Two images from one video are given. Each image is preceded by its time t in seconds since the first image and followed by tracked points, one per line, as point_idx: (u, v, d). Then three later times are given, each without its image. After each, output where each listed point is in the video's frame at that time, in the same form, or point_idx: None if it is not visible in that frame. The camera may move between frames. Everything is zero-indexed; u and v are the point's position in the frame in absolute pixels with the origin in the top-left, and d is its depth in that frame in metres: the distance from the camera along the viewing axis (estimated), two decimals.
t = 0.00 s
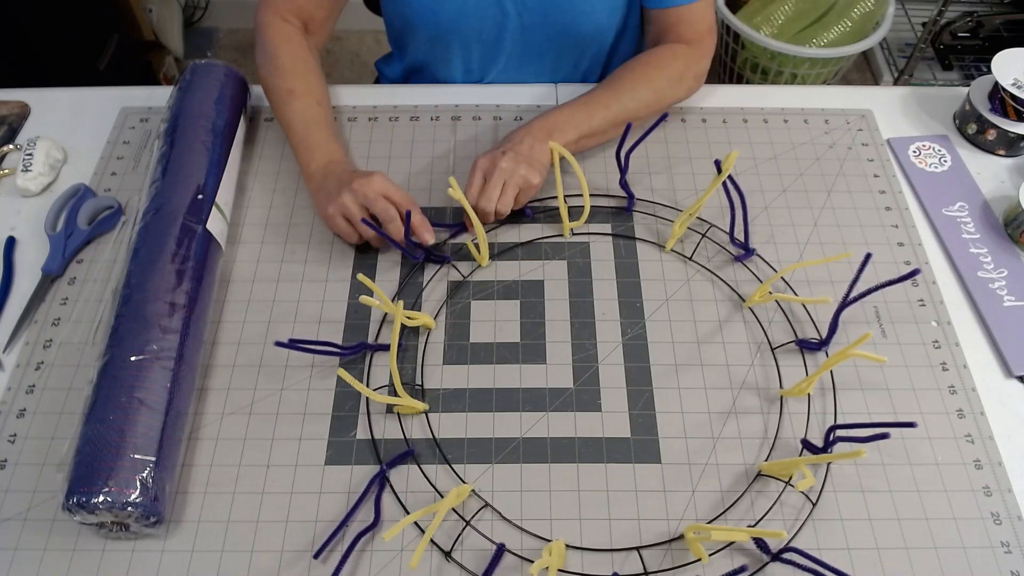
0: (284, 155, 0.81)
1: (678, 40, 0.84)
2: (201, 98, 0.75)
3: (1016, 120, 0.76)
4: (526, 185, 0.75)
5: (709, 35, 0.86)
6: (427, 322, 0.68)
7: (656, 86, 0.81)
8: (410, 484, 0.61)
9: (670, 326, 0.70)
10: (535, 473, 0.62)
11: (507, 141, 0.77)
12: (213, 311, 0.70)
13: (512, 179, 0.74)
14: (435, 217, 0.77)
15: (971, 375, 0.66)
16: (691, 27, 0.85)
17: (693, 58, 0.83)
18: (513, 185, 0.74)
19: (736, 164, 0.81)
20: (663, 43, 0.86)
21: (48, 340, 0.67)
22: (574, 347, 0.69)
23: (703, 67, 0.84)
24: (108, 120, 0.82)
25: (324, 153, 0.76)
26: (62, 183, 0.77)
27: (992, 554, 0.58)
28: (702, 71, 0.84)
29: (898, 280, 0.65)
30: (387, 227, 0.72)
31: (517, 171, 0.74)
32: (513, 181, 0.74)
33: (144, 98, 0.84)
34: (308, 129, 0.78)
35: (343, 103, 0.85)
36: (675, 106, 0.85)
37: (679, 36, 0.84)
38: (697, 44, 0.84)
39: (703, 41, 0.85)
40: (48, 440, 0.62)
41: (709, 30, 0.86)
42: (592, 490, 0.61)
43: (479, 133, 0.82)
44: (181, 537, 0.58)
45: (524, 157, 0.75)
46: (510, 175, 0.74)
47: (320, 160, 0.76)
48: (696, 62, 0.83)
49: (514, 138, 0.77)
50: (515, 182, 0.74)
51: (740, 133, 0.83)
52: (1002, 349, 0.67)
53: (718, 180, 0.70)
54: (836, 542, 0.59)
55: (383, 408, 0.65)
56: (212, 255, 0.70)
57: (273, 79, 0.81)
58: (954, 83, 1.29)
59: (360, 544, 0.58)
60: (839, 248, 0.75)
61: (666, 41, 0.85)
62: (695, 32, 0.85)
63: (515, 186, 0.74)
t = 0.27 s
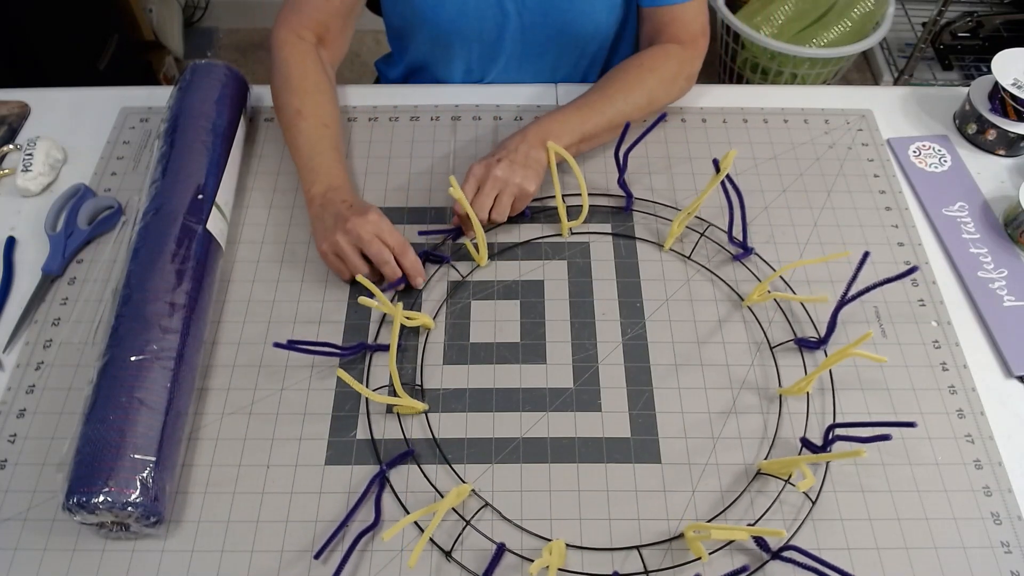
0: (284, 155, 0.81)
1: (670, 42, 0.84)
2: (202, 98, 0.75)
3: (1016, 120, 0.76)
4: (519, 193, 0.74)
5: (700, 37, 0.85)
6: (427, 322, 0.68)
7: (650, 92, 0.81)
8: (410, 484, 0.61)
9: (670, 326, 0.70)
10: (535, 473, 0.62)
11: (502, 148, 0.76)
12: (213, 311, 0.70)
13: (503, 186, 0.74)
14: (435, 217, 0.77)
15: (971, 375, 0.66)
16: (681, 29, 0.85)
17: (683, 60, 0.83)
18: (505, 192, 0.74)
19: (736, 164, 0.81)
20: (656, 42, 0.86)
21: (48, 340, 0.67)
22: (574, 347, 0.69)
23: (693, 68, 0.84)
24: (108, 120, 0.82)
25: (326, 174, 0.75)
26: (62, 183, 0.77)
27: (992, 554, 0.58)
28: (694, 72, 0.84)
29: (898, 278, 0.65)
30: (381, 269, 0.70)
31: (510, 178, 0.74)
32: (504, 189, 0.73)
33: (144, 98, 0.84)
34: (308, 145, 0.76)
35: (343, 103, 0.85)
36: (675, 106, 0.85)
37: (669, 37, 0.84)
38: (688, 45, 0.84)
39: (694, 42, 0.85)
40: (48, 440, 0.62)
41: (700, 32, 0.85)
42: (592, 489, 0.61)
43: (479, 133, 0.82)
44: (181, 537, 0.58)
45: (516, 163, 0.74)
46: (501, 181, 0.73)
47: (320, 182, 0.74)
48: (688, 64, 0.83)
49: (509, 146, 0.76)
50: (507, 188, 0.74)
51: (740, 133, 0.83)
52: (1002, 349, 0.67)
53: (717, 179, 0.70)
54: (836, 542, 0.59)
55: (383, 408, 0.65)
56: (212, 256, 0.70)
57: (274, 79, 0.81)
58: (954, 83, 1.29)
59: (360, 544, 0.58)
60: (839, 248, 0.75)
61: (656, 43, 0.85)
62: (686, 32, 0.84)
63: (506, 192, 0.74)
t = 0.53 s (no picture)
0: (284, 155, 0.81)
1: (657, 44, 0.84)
2: (201, 98, 0.75)
3: (1016, 120, 0.76)
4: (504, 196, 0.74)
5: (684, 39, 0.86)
6: (427, 322, 0.68)
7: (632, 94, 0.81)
8: (410, 484, 0.61)
9: (670, 326, 0.70)
10: (535, 473, 0.62)
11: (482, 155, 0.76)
12: (213, 311, 0.70)
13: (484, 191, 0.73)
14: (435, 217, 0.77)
15: (971, 375, 0.66)
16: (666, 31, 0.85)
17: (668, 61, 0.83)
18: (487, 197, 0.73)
19: (736, 164, 0.81)
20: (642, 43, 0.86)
21: (48, 340, 0.67)
22: (574, 347, 0.69)
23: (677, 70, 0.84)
24: (108, 120, 0.82)
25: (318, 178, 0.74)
26: (62, 183, 0.77)
27: (992, 554, 0.58)
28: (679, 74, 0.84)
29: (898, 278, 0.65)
30: (377, 276, 0.70)
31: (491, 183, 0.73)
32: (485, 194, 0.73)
33: (144, 98, 0.84)
34: (302, 147, 0.76)
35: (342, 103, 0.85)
36: (675, 106, 0.85)
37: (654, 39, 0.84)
38: (671, 47, 0.84)
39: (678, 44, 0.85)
40: (48, 440, 0.62)
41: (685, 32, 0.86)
42: (592, 489, 0.61)
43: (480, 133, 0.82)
44: (181, 537, 0.58)
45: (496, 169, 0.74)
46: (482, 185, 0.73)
47: (316, 184, 0.74)
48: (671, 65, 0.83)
49: (488, 153, 0.76)
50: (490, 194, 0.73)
51: (740, 132, 0.83)
52: (1002, 349, 0.67)
53: (717, 179, 0.70)
54: (836, 542, 0.59)
55: (383, 408, 0.65)
56: (212, 255, 0.70)
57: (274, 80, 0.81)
58: (954, 83, 1.29)
59: (360, 544, 0.58)
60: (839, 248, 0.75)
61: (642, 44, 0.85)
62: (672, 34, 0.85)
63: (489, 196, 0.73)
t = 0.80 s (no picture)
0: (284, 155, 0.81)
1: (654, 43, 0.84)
2: (202, 98, 0.75)
3: (1016, 120, 0.76)
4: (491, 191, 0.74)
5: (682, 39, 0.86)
6: (427, 322, 0.68)
7: (624, 93, 0.81)
8: (410, 484, 0.61)
9: (670, 326, 0.70)
10: (535, 473, 0.62)
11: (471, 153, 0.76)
12: (213, 311, 0.70)
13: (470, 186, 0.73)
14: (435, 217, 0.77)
15: (971, 375, 0.66)
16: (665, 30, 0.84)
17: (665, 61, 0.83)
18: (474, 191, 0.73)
19: (736, 164, 0.81)
20: (639, 42, 0.86)
21: (48, 340, 0.67)
22: (574, 347, 0.69)
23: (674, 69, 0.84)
24: (108, 120, 0.82)
25: (316, 177, 0.75)
26: (62, 183, 0.77)
27: (992, 554, 0.58)
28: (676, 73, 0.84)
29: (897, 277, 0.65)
30: (374, 279, 0.70)
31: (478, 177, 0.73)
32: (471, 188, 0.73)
33: (144, 98, 0.84)
34: (300, 149, 0.76)
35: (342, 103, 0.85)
36: (674, 106, 0.85)
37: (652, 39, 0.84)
38: (670, 47, 0.84)
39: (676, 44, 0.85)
40: (48, 440, 0.62)
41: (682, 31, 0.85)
42: (592, 489, 0.61)
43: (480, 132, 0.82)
44: (181, 537, 0.58)
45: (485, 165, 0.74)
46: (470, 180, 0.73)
47: (315, 183, 0.74)
48: (667, 66, 0.82)
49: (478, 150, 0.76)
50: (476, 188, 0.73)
51: (740, 132, 0.83)
52: (1002, 349, 0.67)
53: (717, 179, 0.70)
54: (836, 542, 0.59)
55: (383, 408, 0.65)
56: (212, 255, 0.70)
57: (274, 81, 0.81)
58: (954, 83, 1.29)
59: (360, 544, 0.58)
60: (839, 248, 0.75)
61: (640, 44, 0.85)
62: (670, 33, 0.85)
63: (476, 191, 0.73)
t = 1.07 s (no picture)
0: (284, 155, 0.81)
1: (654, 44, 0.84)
2: (202, 98, 0.75)
3: (1016, 120, 0.76)
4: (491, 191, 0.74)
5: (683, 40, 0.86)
6: (426, 322, 0.68)
7: (624, 93, 0.81)
8: (410, 484, 0.61)
9: (670, 326, 0.70)
10: (535, 473, 0.62)
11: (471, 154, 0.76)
12: (213, 311, 0.70)
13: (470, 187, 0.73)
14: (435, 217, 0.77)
15: (971, 375, 0.66)
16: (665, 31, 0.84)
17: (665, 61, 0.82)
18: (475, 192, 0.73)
19: (736, 164, 0.81)
20: (639, 43, 0.86)
21: (48, 340, 0.67)
22: (574, 347, 0.69)
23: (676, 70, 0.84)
24: (108, 120, 0.82)
25: (315, 177, 0.75)
26: (62, 183, 0.77)
27: (992, 554, 0.58)
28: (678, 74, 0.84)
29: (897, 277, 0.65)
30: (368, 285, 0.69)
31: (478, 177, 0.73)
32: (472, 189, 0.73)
33: (144, 98, 0.84)
34: (299, 150, 0.76)
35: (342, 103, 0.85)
36: (674, 106, 0.85)
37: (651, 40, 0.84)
38: (670, 47, 0.84)
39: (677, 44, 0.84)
40: (48, 440, 0.62)
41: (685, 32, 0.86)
42: (592, 489, 0.61)
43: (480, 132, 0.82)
44: (180, 537, 0.58)
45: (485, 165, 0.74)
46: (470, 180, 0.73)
47: (315, 182, 0.74)
48: (667, 66, 0.82)
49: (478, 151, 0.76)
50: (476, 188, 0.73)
51: (740, 132, 0.83)
52: (1002, 349, 0.67)
53: (717, 180, 0.70)
54: (836, 542, 0.59)
55: (383, 408, 0.65)
56: (212, 255, 0.70)
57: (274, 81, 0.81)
58: (954, 83, 1.29)
59: (360, 544, 0.58)
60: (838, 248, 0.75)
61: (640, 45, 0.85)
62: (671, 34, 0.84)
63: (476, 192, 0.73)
